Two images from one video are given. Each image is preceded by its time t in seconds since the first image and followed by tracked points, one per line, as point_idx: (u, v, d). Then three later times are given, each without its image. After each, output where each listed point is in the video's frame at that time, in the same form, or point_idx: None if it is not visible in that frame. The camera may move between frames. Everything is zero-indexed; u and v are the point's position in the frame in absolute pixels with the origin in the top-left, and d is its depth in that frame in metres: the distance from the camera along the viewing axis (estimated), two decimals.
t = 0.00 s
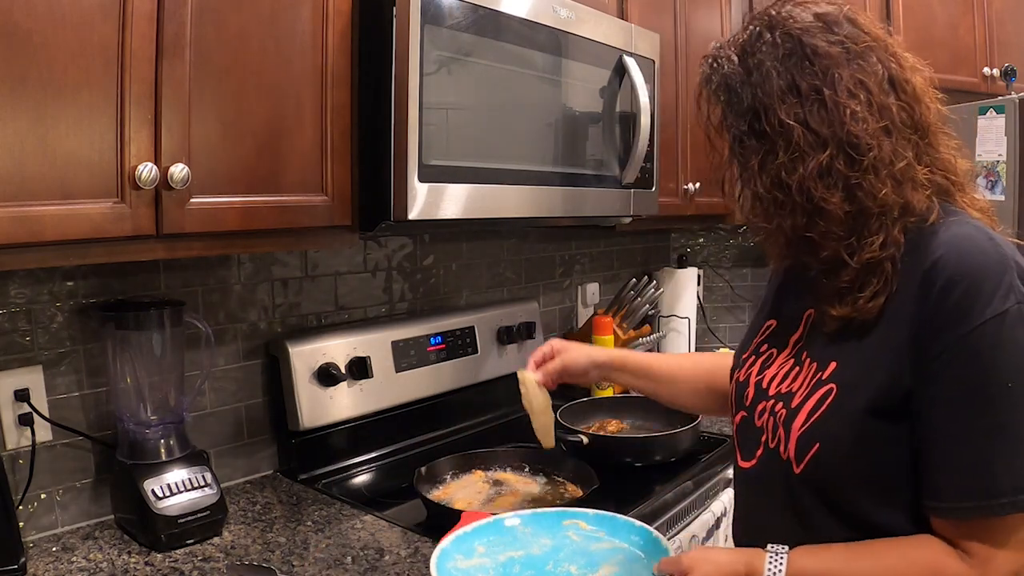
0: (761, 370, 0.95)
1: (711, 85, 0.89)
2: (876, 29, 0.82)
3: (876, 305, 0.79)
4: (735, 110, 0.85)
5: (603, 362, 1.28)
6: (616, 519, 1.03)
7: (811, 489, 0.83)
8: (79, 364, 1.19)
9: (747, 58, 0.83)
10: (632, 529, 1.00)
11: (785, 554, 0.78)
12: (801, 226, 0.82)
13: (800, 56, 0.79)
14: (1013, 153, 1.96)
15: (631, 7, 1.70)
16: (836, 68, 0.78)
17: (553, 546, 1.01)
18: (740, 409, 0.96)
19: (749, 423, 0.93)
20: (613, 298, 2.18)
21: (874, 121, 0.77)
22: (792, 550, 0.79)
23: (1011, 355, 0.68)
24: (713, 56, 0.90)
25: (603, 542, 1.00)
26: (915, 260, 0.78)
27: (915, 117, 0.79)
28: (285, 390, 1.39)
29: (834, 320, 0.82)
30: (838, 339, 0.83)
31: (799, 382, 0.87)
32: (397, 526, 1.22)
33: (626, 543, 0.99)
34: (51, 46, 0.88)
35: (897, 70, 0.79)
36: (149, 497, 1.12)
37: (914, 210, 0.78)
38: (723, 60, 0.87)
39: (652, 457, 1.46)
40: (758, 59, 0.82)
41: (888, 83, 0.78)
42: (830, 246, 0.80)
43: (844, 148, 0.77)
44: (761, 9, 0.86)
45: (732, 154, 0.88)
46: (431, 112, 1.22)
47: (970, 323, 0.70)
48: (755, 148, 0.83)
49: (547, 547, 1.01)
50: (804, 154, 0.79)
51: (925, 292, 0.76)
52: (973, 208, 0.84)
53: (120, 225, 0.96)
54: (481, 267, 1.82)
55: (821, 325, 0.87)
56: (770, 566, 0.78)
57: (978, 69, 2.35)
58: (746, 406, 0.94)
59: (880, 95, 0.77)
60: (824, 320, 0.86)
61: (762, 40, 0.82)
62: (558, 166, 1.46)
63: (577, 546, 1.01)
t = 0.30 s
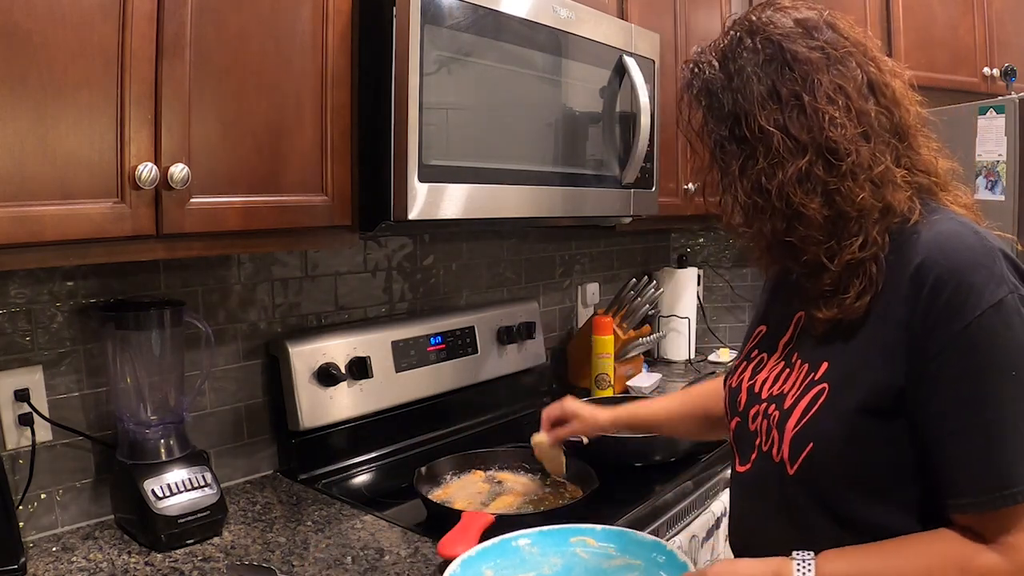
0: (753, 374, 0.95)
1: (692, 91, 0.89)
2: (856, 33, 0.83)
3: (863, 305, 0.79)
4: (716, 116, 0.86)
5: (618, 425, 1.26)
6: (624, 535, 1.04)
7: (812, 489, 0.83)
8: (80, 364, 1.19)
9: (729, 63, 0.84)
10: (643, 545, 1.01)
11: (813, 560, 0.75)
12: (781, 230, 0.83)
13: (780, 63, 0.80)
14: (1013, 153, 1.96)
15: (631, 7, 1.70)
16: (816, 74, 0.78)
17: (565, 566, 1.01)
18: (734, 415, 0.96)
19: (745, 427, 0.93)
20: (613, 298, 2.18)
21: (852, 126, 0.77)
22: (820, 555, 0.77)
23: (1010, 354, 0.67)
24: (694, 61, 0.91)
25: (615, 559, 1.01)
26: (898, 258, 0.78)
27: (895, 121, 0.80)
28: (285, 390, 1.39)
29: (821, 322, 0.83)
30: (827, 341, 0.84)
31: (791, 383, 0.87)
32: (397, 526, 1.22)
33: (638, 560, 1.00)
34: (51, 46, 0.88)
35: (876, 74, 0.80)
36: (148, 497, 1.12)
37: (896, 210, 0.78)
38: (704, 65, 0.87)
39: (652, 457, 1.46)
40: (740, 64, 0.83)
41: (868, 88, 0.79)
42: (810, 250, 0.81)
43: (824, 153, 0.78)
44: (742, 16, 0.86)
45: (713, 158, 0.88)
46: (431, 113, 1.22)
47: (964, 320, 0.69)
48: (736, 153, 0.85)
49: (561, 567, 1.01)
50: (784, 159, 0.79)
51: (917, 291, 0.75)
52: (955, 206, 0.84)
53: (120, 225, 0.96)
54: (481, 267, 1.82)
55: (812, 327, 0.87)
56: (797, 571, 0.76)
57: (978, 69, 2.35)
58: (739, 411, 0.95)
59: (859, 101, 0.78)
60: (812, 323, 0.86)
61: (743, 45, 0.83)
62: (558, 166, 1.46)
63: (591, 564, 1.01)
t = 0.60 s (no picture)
0: (757, 371, 0.97)
1: (694, 94, 0.90)
2: (854, 35, 0.83)
3: (871, 302, 0.79)
4: (719, 119, 0.87)
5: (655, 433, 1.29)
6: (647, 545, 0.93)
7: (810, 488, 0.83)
8: (80, 364, 1.19)
9: (730, 67, 0.85)
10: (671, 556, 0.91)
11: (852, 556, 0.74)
12: (786, 234, 0.84)
13: (783, 65, 0.81)
14: (1013, 153, 1.96)
15: (630, 7, 1.70)
16: (818, 76, 0.79)
17: None
18: (740, 412, 0.97)
19: (751, 424, 0.94)
20: (613, 298, 2.18)
21: (856, 128, 0.78)
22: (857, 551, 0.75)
23: None
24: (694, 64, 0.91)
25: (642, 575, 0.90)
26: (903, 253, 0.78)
27: (896, 122, 0.81)
28: (284, 390, 1.39)
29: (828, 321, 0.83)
30: (834, 339, 0.84)
31: (797, 378, 0.87)
32: (397, 526, 1.22)
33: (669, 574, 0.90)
34: (51, 46, 0.88)
35: (877, 76, 0.81)
36: (148, 497, 1.12)
37: (903, 210, 0.79)
38: (705, 69, 0.88)
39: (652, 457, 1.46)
40: (742, 67, 0.83)
41: (869, 89, 0.80)
42: (815, 252, 0.82)
43: (828, 156, 0.79)
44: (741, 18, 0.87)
45: (715, 161, 0.89)
46: (430, 113, 1.22)
47: (982, 309, 0.69)
48: (739, 156, 0.86)
49: None
50: (788, 162, 0.80)
51: (924, 289, 0.75)
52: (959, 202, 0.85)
53: (120, 225, 0.96)
54: (481, 267, 1.82)
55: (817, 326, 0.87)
56: (838, 569, 0.74)
57: (978, 69, 2.35)
58: (745, 409, 0.96)
59: (862, 102, 0.79)
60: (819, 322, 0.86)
61: (744, 48, 0.84)
62: (558, 166, 1.47)
63: None
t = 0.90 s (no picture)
0: (780, 359, 1.01)
1: (728, 91, 0.91)
2: (892, 40, 0.85)
3: (896, 309, 0.83)
4: (754, 117, 0.88)
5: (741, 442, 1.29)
6: (692, 544, 0.95)
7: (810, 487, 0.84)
8: (80, 364, 1.19)
9: (768, 65, 0.86)
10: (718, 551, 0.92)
11: (914, 551, 0.76)
12: (815, 236, 0.86)
13: (821, 67, 0.82)
14: (1013, 153, 1.96)
15: (630, 7, 1.70)
16: (856, 82, 0.81)
17: None
18: (766, 398, 1.02)
19: (776, 412, 0.99)
20: (613, 298, 2.18)
21: (892, 136, 0.80)
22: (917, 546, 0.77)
23: None
24: (730, 60, 0.92)
25: (690, 568, 0.91)
26: (931, 261, 0.81)
27: (930, 130, 0.82)
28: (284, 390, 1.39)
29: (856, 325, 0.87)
30: (861, 343, 0.88)
31: (823, 371, 0.92)
32: (397, 526, 1.22)
33: (718, 567, 0.90)
34: (51, 46, 0.88)
35: (914, 84, 0.82)
36: (148, 497, 1.12)
37: (935, 219, 0.81)
38: (741, 65, 0.89)
39: (652, 457, 1.46)
40: (778, 66, 0.85)
41: (906, 97, 0.81)
42: (843, 256, 0.84)
43: (862, 162, 0.80)
44: (781, 17, 0.89)
45: (749, 158, 0.91)
46: (430, 113, 1.22)
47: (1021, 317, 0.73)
48: (772, 157, 0.87)
49: None
50: (823, 166, 0.82)
51: (961, 299, 0.78)
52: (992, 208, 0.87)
53: (120, 224, 0.96)
54: (481, 267, 1.82)
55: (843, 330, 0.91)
56: (905, 568, 0.75)
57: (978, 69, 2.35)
58: (770, 396, 1.01)
59: (898, 110, 0.80)
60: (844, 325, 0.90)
61: (782, 47, 0.85)
62: (558, 166, 1.46)
63: None
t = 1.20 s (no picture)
0: (827, 357, 1.06)
1: (801, 81, 0.94)
2: (962, 48, 0.88)
3: (948, 315, 0.87)
4: (826, 110, 0.90)
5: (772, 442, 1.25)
6: (730, 536, 1.03)
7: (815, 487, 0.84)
8: (80, 364, 1.19)
9: (844, 59, 0.88)
10: (757, 544, 1.01)
11: (954, 555, 0.80)
12: (882, 231, 0.89)
13: (900, 67, 0.85)
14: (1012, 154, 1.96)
15: (630, 6, 1.70)
16: (932, 86, 0.84)
17: None
18: (811, 396, 1.06)
19: (821, 409, 1.04)
20: (613, 298, 2.18)
21: (963, 142, 0.83)
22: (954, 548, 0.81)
23: None
24: (803, 51, 0.95)
25: (732, 560, 0.99)
26: (983, 269, 0.86)
27: (994, 139, 0.86)
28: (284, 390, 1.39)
29: (907, 325, 0.91)
30: (909, 345, 0.92)
31: (868, 371, 0.96)
32: (397, 526, 1.22)
33: (759, 559, 0.99)
34: (51, 46, 0.88)
35: (982, 93, 0.85)
36: (148, 497, 1.12)
37: (990, 227, 0.85)
38: (816, 57, 0.91)
39: (653, 457, 1.46)
40: (855, 62, 0.87)
41: (976, 105, 0.85)
42: (906, 254, 0.88)
43: (933, 164, 0.84)
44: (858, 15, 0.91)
45: (815, 152, 0.93)
46: (431, 113, 1.22)
47: None
48: (839, 150, 0.90)
49: None
50: (897, 164, 0.84)
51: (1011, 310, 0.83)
52: None
53: (120, 224, 0.96)
54: (481, 266, 1.82)
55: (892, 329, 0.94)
56: (945, 570, 0.79)
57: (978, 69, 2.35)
58: (816, 394, 1.05)
59: (969, 118, 0.84)
60: (893, 324, 0.94)
61: (859, 43, 0.88)
62: (558, 166, 1.46)
63: (713, 567, 0.98)
